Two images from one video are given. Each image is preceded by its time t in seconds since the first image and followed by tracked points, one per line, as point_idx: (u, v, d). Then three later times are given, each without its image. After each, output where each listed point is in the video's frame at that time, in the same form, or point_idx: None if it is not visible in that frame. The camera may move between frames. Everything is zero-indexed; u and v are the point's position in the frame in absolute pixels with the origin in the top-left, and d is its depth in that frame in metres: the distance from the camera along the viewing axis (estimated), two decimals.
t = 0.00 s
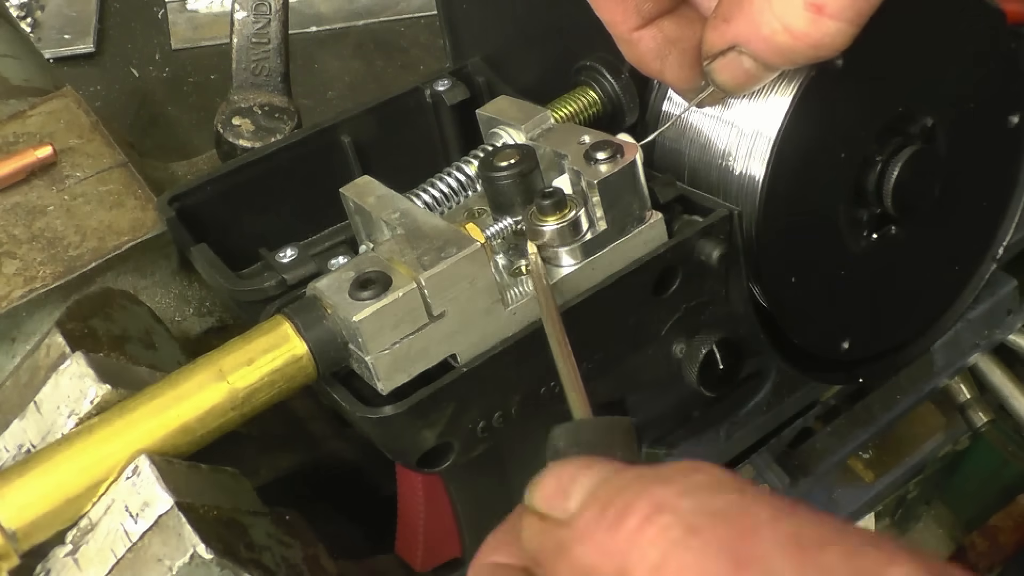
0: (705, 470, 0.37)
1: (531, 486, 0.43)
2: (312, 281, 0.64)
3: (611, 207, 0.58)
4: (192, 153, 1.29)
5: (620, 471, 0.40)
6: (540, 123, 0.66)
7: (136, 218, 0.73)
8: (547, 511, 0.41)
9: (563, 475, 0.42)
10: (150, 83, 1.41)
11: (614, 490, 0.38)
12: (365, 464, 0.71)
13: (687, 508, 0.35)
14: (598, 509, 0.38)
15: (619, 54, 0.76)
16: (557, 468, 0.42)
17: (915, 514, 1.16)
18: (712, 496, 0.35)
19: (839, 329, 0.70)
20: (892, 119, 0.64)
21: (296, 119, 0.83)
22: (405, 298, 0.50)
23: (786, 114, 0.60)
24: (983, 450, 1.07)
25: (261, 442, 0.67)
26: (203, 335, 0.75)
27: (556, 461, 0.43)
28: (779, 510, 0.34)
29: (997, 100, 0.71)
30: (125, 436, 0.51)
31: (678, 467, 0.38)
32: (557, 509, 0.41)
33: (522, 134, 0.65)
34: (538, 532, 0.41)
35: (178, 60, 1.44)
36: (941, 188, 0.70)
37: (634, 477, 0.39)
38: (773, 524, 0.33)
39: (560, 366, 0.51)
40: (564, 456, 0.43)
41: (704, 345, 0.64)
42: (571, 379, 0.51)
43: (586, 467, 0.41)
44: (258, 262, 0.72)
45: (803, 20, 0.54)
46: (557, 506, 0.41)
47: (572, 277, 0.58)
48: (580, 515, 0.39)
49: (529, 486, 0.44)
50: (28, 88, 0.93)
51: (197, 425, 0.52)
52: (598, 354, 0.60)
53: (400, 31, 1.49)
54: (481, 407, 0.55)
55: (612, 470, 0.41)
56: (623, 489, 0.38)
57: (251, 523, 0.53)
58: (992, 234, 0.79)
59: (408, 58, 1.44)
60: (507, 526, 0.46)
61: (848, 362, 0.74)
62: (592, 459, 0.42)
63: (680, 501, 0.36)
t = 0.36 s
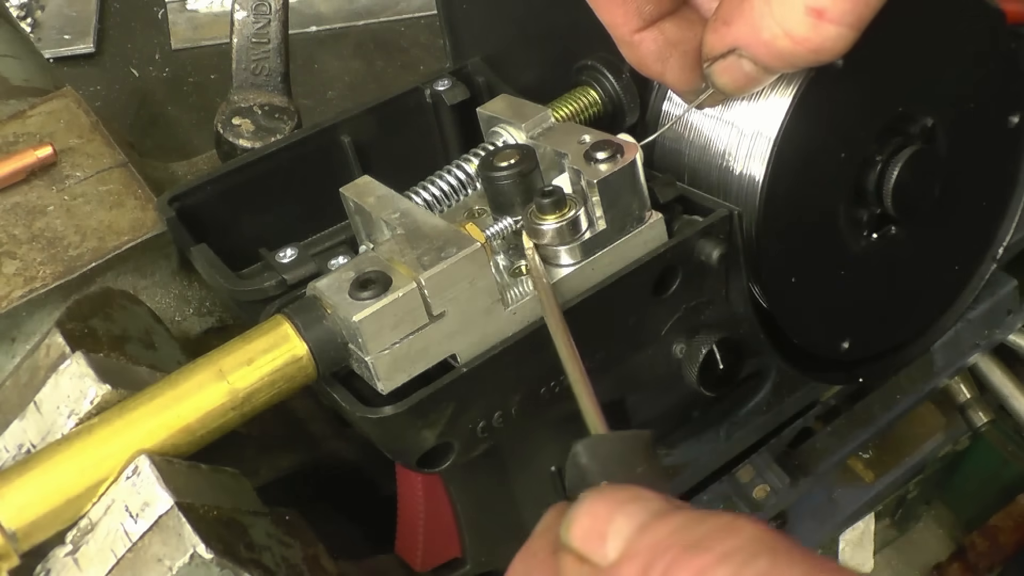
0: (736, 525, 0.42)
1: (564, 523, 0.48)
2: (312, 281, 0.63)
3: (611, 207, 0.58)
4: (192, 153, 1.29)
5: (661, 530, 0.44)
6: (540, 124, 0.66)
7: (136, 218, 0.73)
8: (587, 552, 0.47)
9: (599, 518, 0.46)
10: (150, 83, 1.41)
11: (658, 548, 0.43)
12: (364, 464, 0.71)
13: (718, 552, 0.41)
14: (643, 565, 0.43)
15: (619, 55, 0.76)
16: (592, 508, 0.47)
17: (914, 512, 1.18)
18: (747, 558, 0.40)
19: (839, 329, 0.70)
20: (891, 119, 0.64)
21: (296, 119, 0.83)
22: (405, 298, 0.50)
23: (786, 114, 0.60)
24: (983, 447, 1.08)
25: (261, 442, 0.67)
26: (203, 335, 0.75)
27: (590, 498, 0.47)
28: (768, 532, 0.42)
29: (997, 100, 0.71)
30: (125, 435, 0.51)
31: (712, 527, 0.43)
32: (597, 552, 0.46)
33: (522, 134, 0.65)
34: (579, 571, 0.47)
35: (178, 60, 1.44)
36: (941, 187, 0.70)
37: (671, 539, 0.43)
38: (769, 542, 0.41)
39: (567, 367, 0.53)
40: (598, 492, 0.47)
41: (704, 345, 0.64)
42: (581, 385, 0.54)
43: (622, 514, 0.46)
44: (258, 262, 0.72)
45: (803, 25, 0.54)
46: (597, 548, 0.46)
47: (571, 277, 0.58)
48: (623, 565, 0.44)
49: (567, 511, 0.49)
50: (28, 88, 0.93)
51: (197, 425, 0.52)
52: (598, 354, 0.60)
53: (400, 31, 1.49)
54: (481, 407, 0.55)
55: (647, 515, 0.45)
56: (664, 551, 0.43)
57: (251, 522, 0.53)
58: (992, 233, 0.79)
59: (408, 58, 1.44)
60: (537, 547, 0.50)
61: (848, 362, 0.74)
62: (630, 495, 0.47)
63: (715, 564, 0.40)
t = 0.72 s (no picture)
0: (793, 504, 0.40)
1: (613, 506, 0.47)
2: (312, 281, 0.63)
3: (611, 207, 0.58)
4: (192, 153, 1.29)
5: (714, 513, 0.42)
6: (541, 124, 0.66)
7: (136, 218, 0.73)
8: (637, 535, 0.45)
9: (649, 503, 0.45)
10: (150, 83, 1.41)
11: (714, 530, 0.41)
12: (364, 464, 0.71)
13: (778, 530, 0.39)
14: (698, 546, 0.41)
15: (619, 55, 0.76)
16: (641, 493, 0.46)
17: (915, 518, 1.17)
18: (810, 533, 0.38)
19: (840, 329, 0.70)
20: (892, 120, 0.64)
21: (296, 119, 0.83)
22: (405, 298, 0.50)
23: (786, 114, 0.60)
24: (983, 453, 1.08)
25: (261, 442, 0.67)
26: (203, 335, 0.75)
27: (637, 485, 0.46)
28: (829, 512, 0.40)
29: (997, 100, 0.71)
30: (125, 435, 0.51)
31: (769, 507, 0.41)
32: (648, 537, 0.44)
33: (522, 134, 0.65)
34: (628, 557, 0.45)
35: (178, 60, 1.44)
36: (941, 188, 0.70)
37: (729, 522, 0.41)
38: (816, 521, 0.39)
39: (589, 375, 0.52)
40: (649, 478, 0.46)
41: (704, 345, 0.64)
42: (605, 391, 0.52)
43: (674, 497, 0.44)
44: (258, 262, 0.71)
45: (804, 28, 0.54)
46: (648, 533, 0.44)
47: (571, 277, 0.58)
48: (675, 548, 0.42)
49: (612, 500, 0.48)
50: (29, 88, 0.93)
51: (197, 425, 0.52)
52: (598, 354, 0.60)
53: (400, 31, 1.49)
54: (481, 407, 0.55)
55: (702, 500, 0.43)
56: (722, 532, 0.41)
57: (251, 522, 0.52)
58: (992, 234, 0.79)
59: (408, 58, 1.45)
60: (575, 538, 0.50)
61: (848, 362, 0.74)
62: (678, 481, 0.45)
63: (776, 542, 0.39)
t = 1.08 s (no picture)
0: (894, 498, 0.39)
1: (700, 514, 0.44)
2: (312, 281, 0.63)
3: (611, 207, 0.58)
4: (192, 153, 1.29)
5: (820, 517, 0.39)
6: (541, 124, 0.66)
7: (136, 218, 0.73)
8: (732, 544, 0.42)
9: (743, 510, 0.42)
10: (150, 83, 1.41)
11: (817, 537, 0.39)
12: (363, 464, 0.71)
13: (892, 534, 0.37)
14: (804, 554, 0.39)
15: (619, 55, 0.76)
16: (731, 499, 0.42)
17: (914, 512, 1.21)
18: (914, 526, 0.37)
19: (839, 329, 0.70)
20: (892, 119, 0.64)
21: (296, 119, 0.83)
22: (405, 298, 0.50)
23: (786, 114, 0.60)
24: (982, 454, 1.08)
25: (261, 442, 0.67)
26: (204, 335, 0.75)
27: (725, 489, 0.43)
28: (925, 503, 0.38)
29: (997, 100, 0.71)
30: (125, 435, 0.51)
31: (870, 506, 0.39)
32: (746, 545, 0.41)
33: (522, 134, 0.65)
34: (726, 568, 0.42)
35: (178, 60, 1.44)
36: (941, 187, 0.70)
37: (832, 526, 0.38)
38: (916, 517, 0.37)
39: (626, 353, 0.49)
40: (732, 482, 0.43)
41: (704, 345, 0.64)
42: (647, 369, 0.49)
43: (769, 503, 0.41)
44: (258, 262, 0.71)
45: (804, 25, 0.55)
46: (745, 541, 0.41)
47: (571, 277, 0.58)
48: (780, 555, 0.40)
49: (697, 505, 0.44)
50: (29, 88, 0.93)
51: (198, 425, 0.52)
52: (597, 354, 0.60)
53: (400, 31, 1.49)
54: (481, 407, 0.55)
55: (797, 502, 0.41)
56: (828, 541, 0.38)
57: (251, 522, 0.52)
58: (992, 234, 0.79)
59: (408, 58, 1.45)
60: (651, 532, 0.49)
61: (847, 362, 0.74)
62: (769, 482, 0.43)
63: (887, 547, 0.36)
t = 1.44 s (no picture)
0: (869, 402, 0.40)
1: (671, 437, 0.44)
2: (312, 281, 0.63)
3: (611, 207, 0.58)
4: (192, 153, 1.29)
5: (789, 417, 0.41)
6: (541, 124, 0.66)
7: (136, 218, 0.73)
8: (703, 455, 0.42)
9: (715, 423, 0.42)
10: (150, 83, 1.41)
11: (792, 427, 0.40)
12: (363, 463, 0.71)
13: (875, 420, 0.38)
14: (779, 442, 0.40)
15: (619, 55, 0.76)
16: (702, 417, 0.43)
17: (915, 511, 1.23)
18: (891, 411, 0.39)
19: (839, 329, 0.70)
20: (892, 119, 0.64)
21: (296, 119, 0.83)
22: (405, 298, 0.50)
23: (786, 114, 0.60)
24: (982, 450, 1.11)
25: (262, 441, 0.67)
26: (203, 336, 0.75)
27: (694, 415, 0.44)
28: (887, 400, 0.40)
29: (997, 100, 0.71)
30: (125, 436, 0.51)
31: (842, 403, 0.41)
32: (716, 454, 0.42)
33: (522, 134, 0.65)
34: (694, 480, 0.42)
35: (178, 60, 1.44)
36: (941, 188, 0.70)
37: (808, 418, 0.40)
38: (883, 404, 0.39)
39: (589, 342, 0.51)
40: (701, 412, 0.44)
41: (704, 344, 0.64)
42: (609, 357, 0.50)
43: (738, 418, 0.42)
44: (258, 262, 0.71)
45: (804, 22, 0.55)
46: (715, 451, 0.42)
47: (571, 277, 0.58)
48: (752, 451, 0.41)
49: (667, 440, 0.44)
50: (29, 88, 0.93)
51: (197, 425, 0.52)
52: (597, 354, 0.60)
53: (400, 31, 1.49)
54: (481, 407, 0.55)
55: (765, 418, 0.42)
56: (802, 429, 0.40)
57: (251, 522, 0.52)
58: (991, 234, 0.79)
59: (408, 58, 1.45)
60: (621, 496, 0.47)
61: (847, 361, 0.74)
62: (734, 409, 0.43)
63: (867, 421, 0.39)
